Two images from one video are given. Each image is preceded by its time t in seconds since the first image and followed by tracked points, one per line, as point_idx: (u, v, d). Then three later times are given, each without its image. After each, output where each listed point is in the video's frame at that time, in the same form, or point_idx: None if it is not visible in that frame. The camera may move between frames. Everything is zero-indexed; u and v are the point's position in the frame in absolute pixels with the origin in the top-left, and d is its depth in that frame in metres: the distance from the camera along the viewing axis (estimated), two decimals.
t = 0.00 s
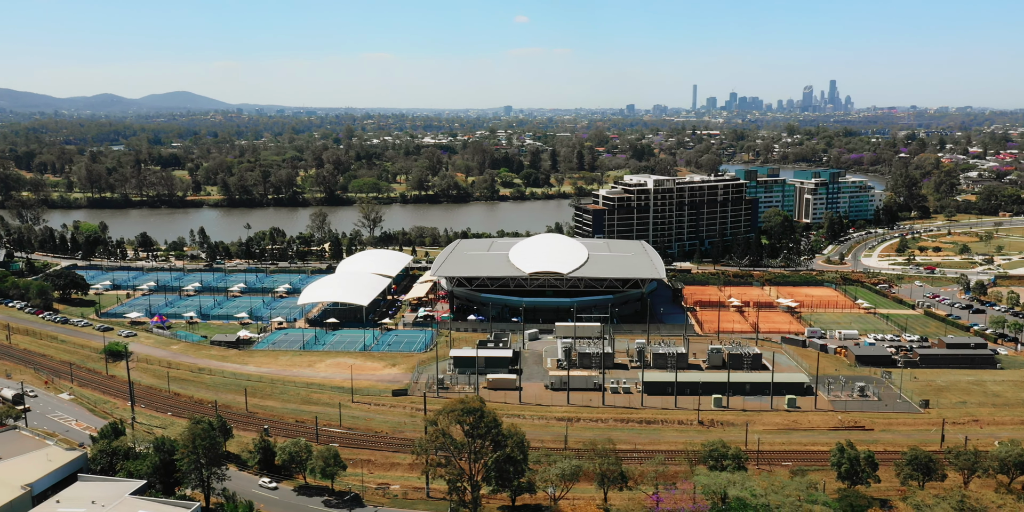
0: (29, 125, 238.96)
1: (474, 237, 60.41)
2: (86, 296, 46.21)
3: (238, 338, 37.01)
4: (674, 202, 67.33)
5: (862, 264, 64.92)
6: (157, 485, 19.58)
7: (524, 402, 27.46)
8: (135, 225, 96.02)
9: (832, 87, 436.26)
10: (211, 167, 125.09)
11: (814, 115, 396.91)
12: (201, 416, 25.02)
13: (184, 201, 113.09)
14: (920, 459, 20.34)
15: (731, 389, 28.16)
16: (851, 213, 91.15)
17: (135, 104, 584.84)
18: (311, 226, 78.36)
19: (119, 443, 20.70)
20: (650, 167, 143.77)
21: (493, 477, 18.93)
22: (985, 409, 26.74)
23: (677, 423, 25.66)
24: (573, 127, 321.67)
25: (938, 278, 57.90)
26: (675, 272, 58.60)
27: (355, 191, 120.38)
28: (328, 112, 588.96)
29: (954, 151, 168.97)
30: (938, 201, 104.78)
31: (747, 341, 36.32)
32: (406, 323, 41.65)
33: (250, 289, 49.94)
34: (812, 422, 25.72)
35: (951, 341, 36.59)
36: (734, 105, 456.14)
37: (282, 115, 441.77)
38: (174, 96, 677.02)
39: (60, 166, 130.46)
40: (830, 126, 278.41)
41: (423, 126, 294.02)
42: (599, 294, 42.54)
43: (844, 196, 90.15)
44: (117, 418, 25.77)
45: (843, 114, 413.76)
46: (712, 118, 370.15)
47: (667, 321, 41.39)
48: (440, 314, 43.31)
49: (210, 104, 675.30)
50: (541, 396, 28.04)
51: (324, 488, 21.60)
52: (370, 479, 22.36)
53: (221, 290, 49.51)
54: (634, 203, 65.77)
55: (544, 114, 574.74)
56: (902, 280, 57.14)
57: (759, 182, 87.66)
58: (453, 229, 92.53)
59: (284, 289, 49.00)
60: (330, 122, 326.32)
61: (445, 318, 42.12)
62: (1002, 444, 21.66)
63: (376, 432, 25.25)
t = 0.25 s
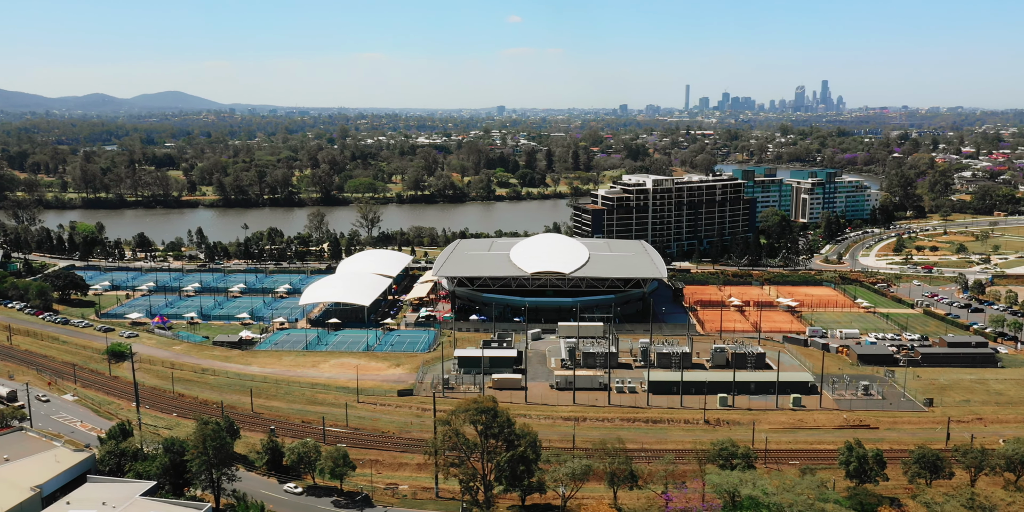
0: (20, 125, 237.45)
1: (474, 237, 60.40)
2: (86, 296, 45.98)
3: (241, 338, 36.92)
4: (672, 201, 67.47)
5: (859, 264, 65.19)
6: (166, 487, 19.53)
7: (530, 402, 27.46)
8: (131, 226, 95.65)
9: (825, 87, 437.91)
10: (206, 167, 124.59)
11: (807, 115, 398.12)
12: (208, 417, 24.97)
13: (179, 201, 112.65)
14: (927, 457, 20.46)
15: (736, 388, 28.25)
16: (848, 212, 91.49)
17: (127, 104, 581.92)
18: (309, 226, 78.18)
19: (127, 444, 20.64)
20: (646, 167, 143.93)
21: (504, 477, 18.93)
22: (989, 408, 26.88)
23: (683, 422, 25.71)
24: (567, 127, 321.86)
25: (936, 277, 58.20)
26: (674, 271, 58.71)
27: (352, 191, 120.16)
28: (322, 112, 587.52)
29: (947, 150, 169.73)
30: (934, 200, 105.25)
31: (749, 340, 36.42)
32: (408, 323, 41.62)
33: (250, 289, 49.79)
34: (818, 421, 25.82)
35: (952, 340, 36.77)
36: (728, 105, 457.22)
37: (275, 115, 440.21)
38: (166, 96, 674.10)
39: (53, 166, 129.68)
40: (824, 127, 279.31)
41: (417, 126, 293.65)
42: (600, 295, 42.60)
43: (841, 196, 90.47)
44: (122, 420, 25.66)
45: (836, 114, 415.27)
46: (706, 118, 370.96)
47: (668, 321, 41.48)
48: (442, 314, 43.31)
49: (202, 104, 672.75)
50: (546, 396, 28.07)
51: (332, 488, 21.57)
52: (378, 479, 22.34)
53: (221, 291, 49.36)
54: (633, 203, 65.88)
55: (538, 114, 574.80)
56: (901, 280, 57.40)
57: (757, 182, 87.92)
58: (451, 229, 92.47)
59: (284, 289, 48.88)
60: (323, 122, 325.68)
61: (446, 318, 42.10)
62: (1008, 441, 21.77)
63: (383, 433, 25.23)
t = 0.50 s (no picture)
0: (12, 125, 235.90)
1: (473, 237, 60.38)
2: (85, 297, 45.77)
3: (243, 339, 36.82)
4: (671, 201, 67.61)
5: (857, 263, 65.46)
6: (176, 488, 19.49)
7: (536, 402, 27.47)
8: (127, 226, 95.31)
9: (817, 87, 439.58)
10: (201, 167, 124.10)
11: (800, 115, 399.37)
12: (215, 418, 24.92)
13: (174, 201, 112.24)
14: (934, 456, 20.55)
15: (741, 387, 28.31)
16: (844, 212, 91.84)
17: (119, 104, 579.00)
18: (307, 226, 78.04)
19: (135, 446, 20.58)
20: (641, 167, 144.11)
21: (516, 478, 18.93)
22: (993, 406, 26.99)
23: (689, 422, 25.77)
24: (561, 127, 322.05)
25: (934, 276, 58.50)
26: (674, 271, 58.82)
27: (348, 191, 119.95)
28: (316, 112, 586.07)
29: (940, 150, 170.50)
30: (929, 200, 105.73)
31: (751, 339, 36.54)
32: (409, 324, 41.59)
33: (250, 290, 49.66)
34: (823, 420, 25.92)
35: (952, 339, 36.96)
36: (721, 105, 458.32)
37: (269, 115, 438.85)
38: (158, 96, 671.13)
39: (47, 167, 128.92)
40: (817, 126, 280.21)
41: (411, 126, 293.35)
42: (602, 294, 42.66)
43: (837, 196, 90.81)
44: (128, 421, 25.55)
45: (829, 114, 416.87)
46: (699, 117, 371.77)
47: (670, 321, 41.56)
48: (444, 314, 43.26)
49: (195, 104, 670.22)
50: (552, 395, 28.10)
51: (342, 489, 21.54)
52: (386, 479, 22.31)
53: (221, 291, 49.22)
54: (632, 203, 66.00)
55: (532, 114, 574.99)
56: (899, 279, 57.67)
57: (754, 182, 88.18)
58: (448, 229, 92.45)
59: (284, 289, 48.78)
60: (317, 122, 324.88)
61: (448, 318, 42.07)
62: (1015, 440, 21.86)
63: (390, 433, 25.22)
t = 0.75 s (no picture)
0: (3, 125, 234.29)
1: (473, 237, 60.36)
2: (85, 298, 45.54)
3: (245, 339, 36.72)
4: (670, 201, 67.74)
5: (855, 263, 65.72)
6: (186, 488, 19.43)
7: (542, 402, 27.48)
8: (122, 226, 94.92)
9: (810, 87, 441.12)
10: (196, 168, 123.59)
11: (794, 115, 400.60)
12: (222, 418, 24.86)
13: (169, 202, 111.78)
14: (942, 454, 20.65)
15: (746, 386, 28.40)
16: (840, 211, 92.19)
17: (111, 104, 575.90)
18: (305, 226, 77.87)
19: (144, 446, 20.49)
20: (637, 167, 144.23)
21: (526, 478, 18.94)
22: (996, 404, 27.11)
23: (696, 421, 25.82)
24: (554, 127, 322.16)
25: (932, 275, 58.81)
26: (673, 271, 58.93)
27: (343, 191, 119.72)
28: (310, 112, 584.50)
29: (933, 150, 171.30)
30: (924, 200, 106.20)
31: (754, 339, 36.65)
32: (411, 324, 41.55)
33: (251, 290, 49.51)
34: (828, 418, 26.02)
35: (953, 337, 37.17)
36: (715, 105, 459.32)
37: (262, 115, 437.26)
38: (151, 96, 667.96)
39: (40, 167, 128.06)
40: (810, 126, 281.24)
41: (404, 126, 292.96)
42: (604, 294, 42.71)
43: (833, 195, 91.16)
44: (133, 422, 25.47)
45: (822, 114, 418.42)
46: (692, 117, 372.49)
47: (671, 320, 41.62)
48: (445, 314, 43.22)
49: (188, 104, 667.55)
50: (558, 395, 28.11)
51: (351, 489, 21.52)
52: (394, 479, 22.29)
53: (221, 292, 49.06)
54: (631, 203, 66.10)
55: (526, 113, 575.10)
56: (897, 279, 57.93)
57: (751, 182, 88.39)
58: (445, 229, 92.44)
59: (285, 290, 48.67)
60: (310, 122, 324.09)
61: (450, 318, 42.05)
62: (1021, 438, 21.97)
63: (397, 433, 25.20)
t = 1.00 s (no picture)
0: None
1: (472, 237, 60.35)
2: (84, 298, 45.32)
3: (248, 339, 36.62)
4: (668, 201, 67.86)
5: (853, 262, 66.01)
6: (197, 489, 19.40)
7: (548, 402, 27.50)
8: (117, 227, 94.54)
9: (803, 88, 442.70)
10: (190, 168, 123.10)
11: (787, 115, 401.84)
12: (227, 419, 24.82)
13: (164, 202, 111.37)
14: (949, 452, 20.73)
15: (751, 386, 28.49)
16: (836, 211, 92.58)
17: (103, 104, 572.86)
18: (303, 227, 77.73)
19: (152, 447, 20.42)
20: (632, 167, 144.44)
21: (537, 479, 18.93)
22: (1000, 403, 27.24)
23: (702, 420, 25.90)
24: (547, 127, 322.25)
25: (930, 275, 59.12)
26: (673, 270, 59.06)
27: (339, 191, 119.56)
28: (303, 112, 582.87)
29: (926, 150, 172.14)
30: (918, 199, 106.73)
31: (756, 338, 36.77)
32: (414, 324, 41.50)
33: (251, 290, 49.37)
34: (833, 417, 26.11)
35: (953, 336, 37.39)
36: (708, 105, 460.44)
37: (256, 115, 435.81)
38: (143, 96, 665.30)
39: (33, 167, 127.23)
40: (803, 127, 282.23)
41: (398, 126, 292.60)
42: (606, 293, 42.75)
43: (830, 195, 91.58)
44: (138, 423, 25.41)
45: (815, 114, 419.79)
46: (686, 117, 373.22)
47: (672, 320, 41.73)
48: (447, 314, 43.19)
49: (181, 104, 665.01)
50: (563, 395, 28.16)
51: (359, 490, 21.48)
52: (403, 479, 22.28)
53: (221, 292, 48.90)
54: (630, 203, 66.20)
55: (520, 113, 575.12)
56: (895, 278, 58.22)
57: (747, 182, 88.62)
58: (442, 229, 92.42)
59: (285, 290, 48.56)
60: (303, 122, 323.29)
61: (452, 318, 42.03)
62: None
63: (404, 433, 25.18)
